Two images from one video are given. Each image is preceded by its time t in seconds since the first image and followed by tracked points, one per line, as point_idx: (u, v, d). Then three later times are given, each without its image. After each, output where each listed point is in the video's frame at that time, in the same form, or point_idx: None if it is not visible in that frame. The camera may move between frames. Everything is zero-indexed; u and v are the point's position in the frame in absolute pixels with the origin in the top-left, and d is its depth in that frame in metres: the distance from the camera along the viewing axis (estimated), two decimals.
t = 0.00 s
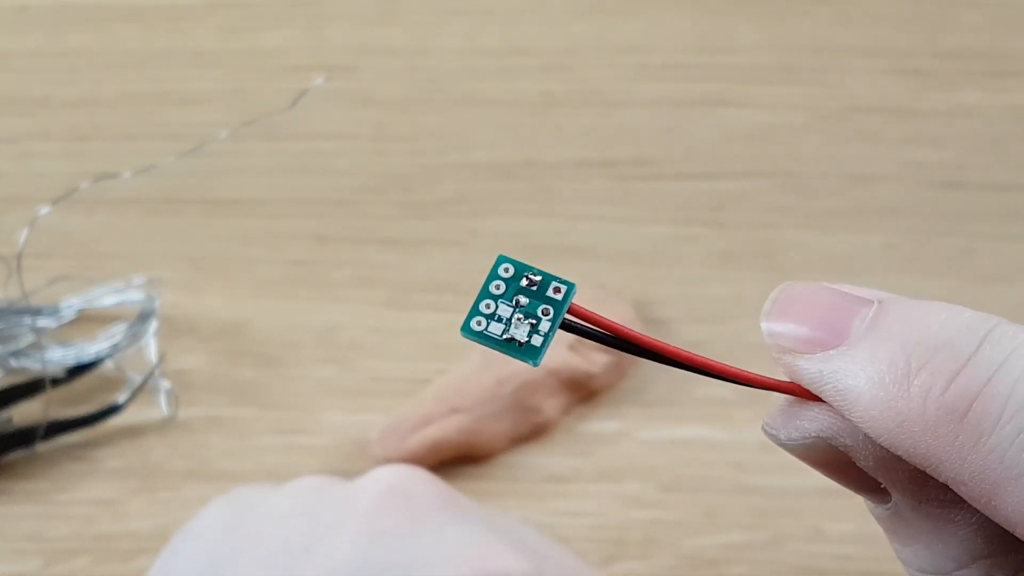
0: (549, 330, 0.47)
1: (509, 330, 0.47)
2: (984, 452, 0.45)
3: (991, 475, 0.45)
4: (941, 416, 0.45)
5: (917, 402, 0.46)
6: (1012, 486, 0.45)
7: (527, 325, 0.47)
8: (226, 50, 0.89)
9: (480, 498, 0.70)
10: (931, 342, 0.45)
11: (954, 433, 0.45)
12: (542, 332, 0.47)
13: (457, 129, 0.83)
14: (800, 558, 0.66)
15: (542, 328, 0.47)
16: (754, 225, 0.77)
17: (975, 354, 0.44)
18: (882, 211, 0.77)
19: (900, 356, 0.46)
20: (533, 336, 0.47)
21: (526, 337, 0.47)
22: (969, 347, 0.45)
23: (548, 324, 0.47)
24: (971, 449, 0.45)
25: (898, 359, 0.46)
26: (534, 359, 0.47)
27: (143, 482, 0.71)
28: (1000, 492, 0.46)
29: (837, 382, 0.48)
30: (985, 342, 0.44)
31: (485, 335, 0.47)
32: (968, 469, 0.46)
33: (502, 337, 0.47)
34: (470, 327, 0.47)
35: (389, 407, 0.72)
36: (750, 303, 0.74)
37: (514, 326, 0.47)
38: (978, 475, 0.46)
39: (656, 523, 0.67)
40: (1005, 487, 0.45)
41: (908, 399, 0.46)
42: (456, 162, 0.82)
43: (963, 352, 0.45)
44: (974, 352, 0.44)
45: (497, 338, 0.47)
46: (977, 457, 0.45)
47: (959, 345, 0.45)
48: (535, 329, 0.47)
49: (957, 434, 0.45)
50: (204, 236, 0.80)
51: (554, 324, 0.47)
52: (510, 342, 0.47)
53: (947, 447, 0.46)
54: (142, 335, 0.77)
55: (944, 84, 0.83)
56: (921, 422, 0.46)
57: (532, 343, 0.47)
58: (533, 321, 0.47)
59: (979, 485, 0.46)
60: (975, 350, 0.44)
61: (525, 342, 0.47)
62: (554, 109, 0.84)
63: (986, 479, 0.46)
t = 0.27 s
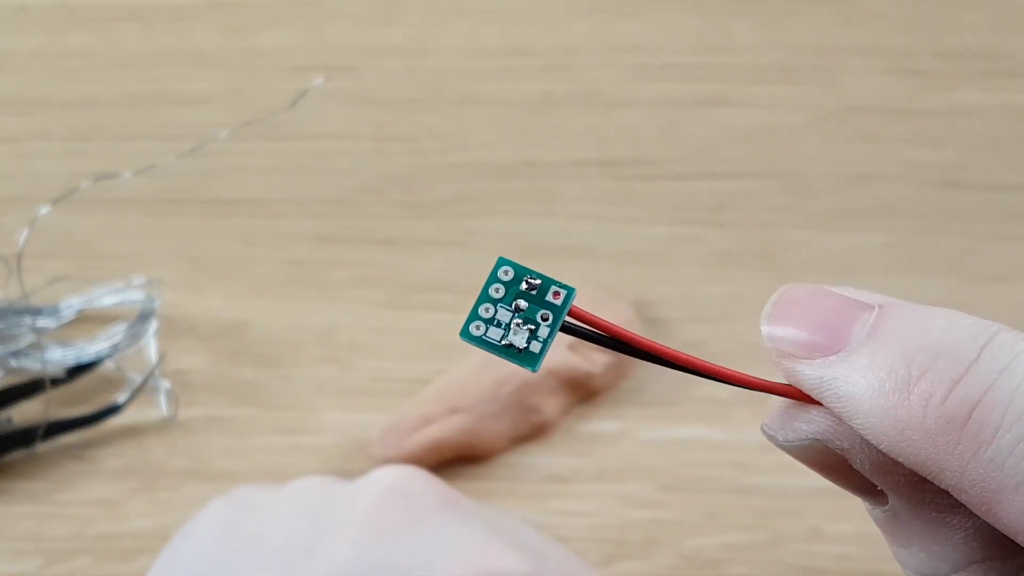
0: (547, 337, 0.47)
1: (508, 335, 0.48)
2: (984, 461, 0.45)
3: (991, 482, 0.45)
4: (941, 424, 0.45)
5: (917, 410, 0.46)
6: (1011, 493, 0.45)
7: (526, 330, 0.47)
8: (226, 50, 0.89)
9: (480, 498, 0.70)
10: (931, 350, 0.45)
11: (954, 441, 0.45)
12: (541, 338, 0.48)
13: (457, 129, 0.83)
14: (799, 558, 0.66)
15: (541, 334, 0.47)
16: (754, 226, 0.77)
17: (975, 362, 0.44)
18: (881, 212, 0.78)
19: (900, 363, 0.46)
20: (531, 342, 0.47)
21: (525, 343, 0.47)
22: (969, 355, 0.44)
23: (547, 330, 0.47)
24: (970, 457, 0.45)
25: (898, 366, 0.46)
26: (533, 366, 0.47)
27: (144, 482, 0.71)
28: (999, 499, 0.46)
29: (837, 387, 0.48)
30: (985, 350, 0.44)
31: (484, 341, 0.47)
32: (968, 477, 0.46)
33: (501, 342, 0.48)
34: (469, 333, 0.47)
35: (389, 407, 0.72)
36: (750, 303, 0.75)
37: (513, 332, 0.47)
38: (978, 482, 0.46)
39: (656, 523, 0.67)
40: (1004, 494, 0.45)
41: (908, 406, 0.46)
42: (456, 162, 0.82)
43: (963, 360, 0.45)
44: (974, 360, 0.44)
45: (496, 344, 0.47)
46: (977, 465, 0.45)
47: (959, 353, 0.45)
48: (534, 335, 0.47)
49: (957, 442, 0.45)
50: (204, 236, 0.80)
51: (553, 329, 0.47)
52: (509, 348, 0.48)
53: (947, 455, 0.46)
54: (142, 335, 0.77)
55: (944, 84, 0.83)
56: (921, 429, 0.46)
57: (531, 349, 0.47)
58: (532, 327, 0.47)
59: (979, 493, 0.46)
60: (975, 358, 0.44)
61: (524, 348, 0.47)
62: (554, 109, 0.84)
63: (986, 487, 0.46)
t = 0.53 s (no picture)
0: (549, 337, 0.47)
1: (509, 336, 0.48)
2: (985, 462, 0.45)
3: (992, 483, 0.45)
4: (943, 425, 0.45)
5: (918, 411, 0.46)
6: (1012, 494, 0.45)
7: (527, 331, 0.47)
8: (226, 50, 0.89)
9: (481, 498, 0.70)
10: (933, 352, 0.45)
11: (955, 442, 0.45)
12: (542, 338, 0.48)
13: (457, 129, 0.83)
14: (799, 558, 0.66)
15: (542, 335, 0.47)
16: (754, 225, 0.77)
17: (977, 364, 0.44)
18: (881, 212, 0.77)
19: (902, 364, 0.46)
20: (533, 343, 0.47)
21: (526, 343, 0.47)
22: (970, 357, 0.44)
23: (548, 330, 0.47)
24: (972, 458, 0.45)
25: (900, 367, 0.46)
26: (534, 367, 0.47)
27: (144, 482, 0.71)
28: (1000, 500, 0.46)
29: (838, 387, 0.48)
30: (987, 352, 0.44)
31: (486, 341, 0.47)
32: (969, 478, 0.46)
33: (502, 343, 0.48)
34: (470, 333, 0.47)
35: (389, 407, 0.72)
36: (750, 303, 0.75)
37: (514, 332, 0.47)
38: (980, 484, 0.46)
39: (656, 523, 0.67)
40: (1005, 495, 0.45)
41: (910, 408, 0.46)
42: (456, 162, 0.82)
43: (965, 361, 0.44)
44: (976, 361, 0.44)
45: (497, 344, 0.47)
46: (978, 466, 0.45)
47: (960, 354, 0.45)
48: (535, 336, 0.47)
49: (958, 444, 0.45)
50: (204, 236, 0.80)
51: (554, 330, 0.47)
52: (510, 348, 0.48)
53: (948, 456, 0.46)
54: (142, 335, 0.77)
55: (944, 84, 0.83)
56: (922, 431, 0.46)
57: (533, 349, 0.48)
58: (533, 327, 0.47)
59: (981, 494, 0.46)
60: (977, 359, 0.44)
61: (525, 349, 0.47)
62: (554, 109, 0.84)
63: (987, 488, 0.46)
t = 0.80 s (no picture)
0: (563, 312, 0.47)
1: (524, 310, 0.47)
2: (999, 431, 0.46)
3: (1007, 454, 0.46)
4: (956, 396, 0.46)
5: (931, 384, 0.47)
6: None
7: (541, 305, 0.47)
8: (226, 50, 0.89)
9: (480, 498, 0.70)
10: (943, 326, 0.47)
11: (969, 413, 0.46)
12: (556, 313, 0.47)
13: (457, 129, 0.83)
14: (799, 558, 0.66)
15: (556, 309, 0.47)
16: (754, 225, 0.77)
17: (987, 335, 0.46)
18: (881, 212, 0.77)
19: (913, 340, 0.47)
20: (547, 317, 0.47)
21: (540, 317, 0.47)
22: (980, 330, 0.46)
23: (562, 305, 0.47)
24: (985, 428, 0.46)
25: (910, 343, 0.47)
26: (548, 340, 0.46)
27: (143, 482, 0.71)
28: (1016, 472, 0.46)
29: (850, 367, 0.49)
30: (996, 325, 0.46)
31: (499, 315, 0.47)
32: (983, 450, 0.47)
33: (516, 316, 0.47)
34: (484, 307, 0.47)
35: (389, 407, 0.72)
36: (750, 303, 0.75)
37: (528, 306, 0.47)
38: (994, 455, 0.46)
39: (656, 523, 0.67)
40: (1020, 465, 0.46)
41: (922, 380, 0.47)
42: (456, 162, 0.82)
43: (975, 334, 0.46)
44: (986, 333, 0.46)
45: (511, 318, 0.47)
46: (992, 436, 0.46)
47: (970, 328, 0.46)
48: (549, 309, 0.46)
49: (971, 414, 0.46)
50: (204, 236, 0.80)
51: (568, 305, 0.47)
52: (524, 322, 0.47)
53: (962, 428, 0.46)
54: (142, 335, 0.77)
55: (945, 84, 0.83)
56: (936, 403, 0.47)
57: (547, 324, 0.47)
58: (547, 302, 0.47)
59: (996, 465, 0.47)
60: (987, 331, 0.46)
61: (539, 322, 0.47)
62: (554, 109, 0.84)
63: (1003, 458, 0.46)
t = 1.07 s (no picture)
0: (569, 298, 0.47)
1: (530, 297, 0.47)
2: (999, 412, 0.46)
3: (1007, 434, 0.47)
4: (956, 378, 0.47)
5: (931, 368, 0.48)
6: None
7: (547, 292, 0.47)
8: (227, 52, 0.90)
9: (479, 498, 0.70)
10: (940, 313, 0.48)
11: (969, 395, 0.47)
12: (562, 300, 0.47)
13: (457, 129, 0.83)
14: (800, 559, 0.66)
15: (562, 296, 0.47)
16: (754, 225, 0.77)
17: (984, 319, 0.47)
18: (881, 212, 0.77)
19: (911, 327, 0.48)
20: (553, 302, 0.47)
21: (547, 303, 0.47)
22: (976, 314, 0.47)
23: (568, 293, 0.47)
24: (986, 409, 0.47)
25: (909, 330, 0.48)
26: (555, 324, 0.46)
27: (143, 482, 0.71)
28: (1016, 452, 0.47)
29: (850, 357, 0.49)
30: (993, 310, 0.47)
31: (505, 300, 0.47)
32: (984, 432, 0.47)
33: (522, 302, 0.47)
34: (491, 291, 0.47)
35: (389, 407, 0.72)
36: (751, 304, 0.74)
37: (534, 292, 0.47)
38: (995, 436, 0.47)
39: (656, 523, 0.67)
40: (1020, 445, 0.47)
41: (923, 365, 0.48)
42: (456, 162, 0.82)
43: (971, 318, 0.47)
44: (983, 317, 0.47)
45: (518, 303, 0.47)
46: (993, 417, 0.47)
47: (967, 313, 0.47)
48: (556, 294, 0.46)
49: (971, 396, 0.47)
50: (204, 236, 0.80)
51: (574, 293, 0.47)
52: (530, 308, 0.47)
53: (963, 410, 0.47)
54: (142, 335, 0.77)
55: (944, 84, 0.83)
56: (937, 387, 0.47)
57: (553, 310, 0.47)
58: (552, 289, 0.47)
59: (996, 446, 0.47)
60: (984, 316, 0.47)
61: (545, 307, 0.46)
62: (553, 109, 0.84)
63: (1003, 439, 0.47)
